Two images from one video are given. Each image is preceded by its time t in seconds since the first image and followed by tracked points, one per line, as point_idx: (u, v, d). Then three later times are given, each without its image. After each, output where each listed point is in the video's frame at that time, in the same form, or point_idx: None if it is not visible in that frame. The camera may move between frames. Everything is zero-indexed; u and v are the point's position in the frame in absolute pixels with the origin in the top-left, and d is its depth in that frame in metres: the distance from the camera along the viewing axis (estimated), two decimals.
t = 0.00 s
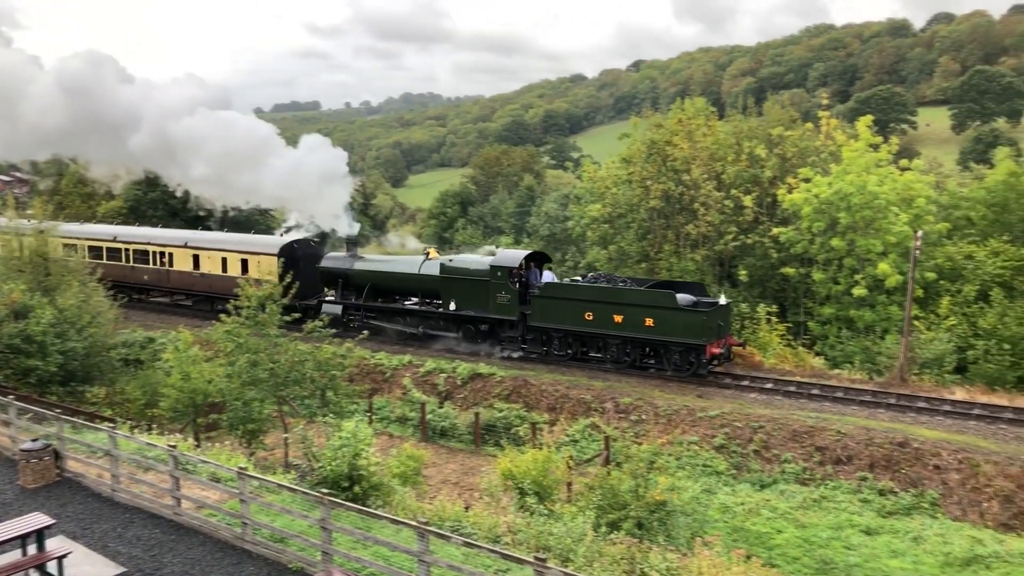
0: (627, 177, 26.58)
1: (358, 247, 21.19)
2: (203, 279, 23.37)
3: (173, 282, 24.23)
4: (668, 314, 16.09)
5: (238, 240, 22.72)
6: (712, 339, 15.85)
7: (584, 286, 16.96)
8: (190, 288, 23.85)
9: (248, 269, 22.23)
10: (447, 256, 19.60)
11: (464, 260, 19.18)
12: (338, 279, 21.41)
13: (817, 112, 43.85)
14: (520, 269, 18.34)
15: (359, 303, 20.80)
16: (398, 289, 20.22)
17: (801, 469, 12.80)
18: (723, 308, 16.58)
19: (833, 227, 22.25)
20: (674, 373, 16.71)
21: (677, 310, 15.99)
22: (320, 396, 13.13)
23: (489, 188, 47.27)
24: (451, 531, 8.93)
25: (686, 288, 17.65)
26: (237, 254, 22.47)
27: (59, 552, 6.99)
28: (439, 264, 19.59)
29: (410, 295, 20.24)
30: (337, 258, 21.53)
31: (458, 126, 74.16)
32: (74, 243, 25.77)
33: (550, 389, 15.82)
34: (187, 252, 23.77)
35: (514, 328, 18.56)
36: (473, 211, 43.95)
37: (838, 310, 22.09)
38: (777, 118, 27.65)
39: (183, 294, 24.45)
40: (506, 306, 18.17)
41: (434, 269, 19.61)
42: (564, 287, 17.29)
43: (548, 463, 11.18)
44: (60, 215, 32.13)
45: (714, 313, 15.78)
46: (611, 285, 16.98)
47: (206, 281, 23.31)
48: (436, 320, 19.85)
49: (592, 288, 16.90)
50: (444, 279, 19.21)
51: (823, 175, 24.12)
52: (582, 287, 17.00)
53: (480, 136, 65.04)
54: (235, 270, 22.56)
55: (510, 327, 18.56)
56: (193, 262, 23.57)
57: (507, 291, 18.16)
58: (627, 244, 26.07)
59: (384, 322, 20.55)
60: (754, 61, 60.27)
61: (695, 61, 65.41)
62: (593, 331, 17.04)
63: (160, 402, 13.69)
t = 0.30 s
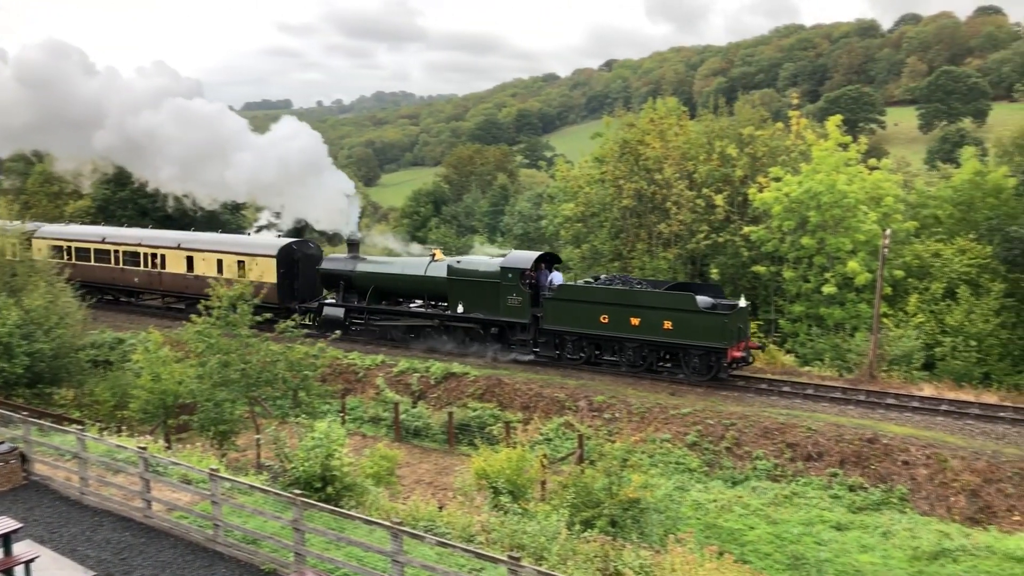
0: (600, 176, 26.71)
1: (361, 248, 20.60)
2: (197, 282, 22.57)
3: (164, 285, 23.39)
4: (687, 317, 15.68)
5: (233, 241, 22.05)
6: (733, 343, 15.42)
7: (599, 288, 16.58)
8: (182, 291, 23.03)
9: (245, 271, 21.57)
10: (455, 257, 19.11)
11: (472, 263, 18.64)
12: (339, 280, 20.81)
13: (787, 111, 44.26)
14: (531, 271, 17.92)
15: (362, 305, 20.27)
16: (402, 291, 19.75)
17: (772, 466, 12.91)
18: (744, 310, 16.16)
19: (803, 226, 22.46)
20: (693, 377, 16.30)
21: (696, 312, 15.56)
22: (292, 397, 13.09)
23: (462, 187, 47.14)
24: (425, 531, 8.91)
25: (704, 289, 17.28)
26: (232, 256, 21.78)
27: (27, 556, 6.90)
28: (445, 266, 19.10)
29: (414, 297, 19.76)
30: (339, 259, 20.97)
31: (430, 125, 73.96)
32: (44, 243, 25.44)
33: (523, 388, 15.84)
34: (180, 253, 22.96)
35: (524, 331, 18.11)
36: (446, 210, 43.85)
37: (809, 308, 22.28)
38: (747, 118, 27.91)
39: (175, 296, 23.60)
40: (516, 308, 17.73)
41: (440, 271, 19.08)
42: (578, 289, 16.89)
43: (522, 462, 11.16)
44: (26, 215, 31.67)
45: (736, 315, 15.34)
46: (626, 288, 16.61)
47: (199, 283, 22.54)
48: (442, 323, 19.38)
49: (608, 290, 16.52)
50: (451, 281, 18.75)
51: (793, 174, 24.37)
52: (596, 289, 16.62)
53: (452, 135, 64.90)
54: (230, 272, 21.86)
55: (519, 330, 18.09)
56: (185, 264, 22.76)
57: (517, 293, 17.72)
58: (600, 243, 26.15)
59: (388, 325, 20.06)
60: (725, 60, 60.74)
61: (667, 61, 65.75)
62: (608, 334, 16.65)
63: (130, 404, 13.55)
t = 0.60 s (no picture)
0: (569, 175, 26.88)
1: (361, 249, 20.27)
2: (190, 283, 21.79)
3: (155, 287, 22.57)
4: (706, 317, 15.54)
5: (228, 241, 21.35)
6: (753, 343, 15.29)
7: (614, 289, 16.37)
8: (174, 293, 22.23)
9: (241, 272, 20.89)
10: (462, 257, 18.72)
11: (479, 262, 18.24)
12: (341, 282, 20.32)
13: (755, 110, 44.66)
14: (541, 272, 17.56)
15: (365, 308, 19.84)
16: (407, 293, 19.37)
17: (741, 461, 13.02)
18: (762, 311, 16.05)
19: (771, 224, 22.66)
20: (710, 378, 16.13)
21: (715, 313, 15.43)
22: (262, 397, 13.06)
23: (433, 185, 46.90)
24: (397, 530, 8.88)
25: (717, 289, 17.11)
26: (227, 257, 21.08)
27: None
28: (453, 266, 18.71)
29: (417, 299, 19.37)
30: (340, 260, 20.55)
31: (400, 123, 73.63)
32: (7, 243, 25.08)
33: (495, 387, 15.86)
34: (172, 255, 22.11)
35: (535, 333, 17.76)
36: (416, 208, 43.70)
37: (778, 305, 22.47)
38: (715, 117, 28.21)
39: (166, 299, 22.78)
40: (527, 310, 17.39)
41: (446, 272, 18.65)
42: (593, 290, 16.64)
43: (494, 460, 11.13)
44: None
45: (756, 316, 15.22)
46: (642, 288, 16.41)
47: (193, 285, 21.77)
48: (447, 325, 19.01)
49: (624, 290, 16.32)
50: (458, 282, 18.38)
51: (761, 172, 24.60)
52: (611, 290, 16.42)
53: (422, 133, 64.67)
54: (225, 273, 21.15)
55: (529, 332, 17.77)
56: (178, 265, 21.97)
57: (528, 294, 17.37)
58: (571, 241, 26.23)
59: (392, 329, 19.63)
60: (694, 59, 61.21)
61: (636, 60, 66.05)
62: (624, 336, 16.43)
63: (96, 405, 13.38)
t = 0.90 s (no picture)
0: (534, 172, 27.38)
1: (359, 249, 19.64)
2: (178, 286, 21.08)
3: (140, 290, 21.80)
4: (722, 317, 15.43)
5: (218, 242, 20.80)
6: (770, 343, 15.22)
7: (627, 289, 16.22)
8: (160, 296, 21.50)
9: (232, 274, 20.33)
10: (466, 257, 18.33)
11: (484, 262, 17.92)
12: (339, 283, 19.66)
13: (718, 107, 45.06)
14: (549, 272, 17.34)
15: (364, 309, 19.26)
16: (408, 294, 18.87)
17: (706, 455, 13.13)
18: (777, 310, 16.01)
19: (733, 221, 22.94)
20: (725, 378, 16.02)
21: (732, 313, 15.33)
22: (226, 397, 13.06)
23: (397, 182, 46.59)
24: (362, 529, 8.86)
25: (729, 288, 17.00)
26: (218, 258, 20.51)
27: None
28: (455, 266, 18.33)
29: (419, 300, 18.90)
30: (336, 261, 19.87)
31: (364, 119, 73.13)
32: None
33: (461, 384, 15.87)
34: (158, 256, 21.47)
35: (543, 334, 17.47)
36: (380, 205, 43.47)
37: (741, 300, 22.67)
38: (678, 115, 28.49)
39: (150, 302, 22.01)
40: (535, 310, 17.11)
41: (449, 272, 18.30)
42: (603, 291, 16.45)
43: (460, 457, 11.10)
44: None
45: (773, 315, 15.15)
46: (655, 288, 16.26)
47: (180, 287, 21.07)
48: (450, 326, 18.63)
49: (637, 290, 16.17)
50: (461, 282, 18.02)
51: (723, 169, 24.82)
52: (622, 290, 16.25)
53: (386, 130, 64.30)
54: (216, 275, 20.55)
55: (536, 333, 17.49)
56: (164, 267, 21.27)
57: (536, 295, 17.12)
58: (537, 238, 26.27)
59: (393, 330, 19.16)
60: (657, 56, 61.69)
61: (600, 57, 66.31)
62: (636, 336, 16.26)
63: (55, 407, 13.15)
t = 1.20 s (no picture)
0: (494, 169, 27.33)
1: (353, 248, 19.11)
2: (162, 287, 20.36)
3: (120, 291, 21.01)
4: (734, 316, 15.41)
5: (204, 242, 20.14)
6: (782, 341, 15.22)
7: (636, 288, 16.12)
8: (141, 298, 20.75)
9: (220, 275, 19.69)
10: (466, 256, 17.95)
11: (485, 263, 17.56)
12: (332, 284, 19.12)
13: (676, 104, 45.41)
14: (553, 271, 17.09)
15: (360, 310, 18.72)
16: (406, 294, 18.42)
17: (666, 450, 13.24)
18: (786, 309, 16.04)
19: (691, 218, 23.08)
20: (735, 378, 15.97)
21: (744, 312, 15.32)
22: (182, 397, 12.81)
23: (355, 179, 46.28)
24: (323, 529, 8.80)
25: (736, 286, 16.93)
26: (205, 259, 19.86)
27: None
28: (455, 266, 17.93)
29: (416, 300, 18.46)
30: (329, 260, 19.29)
31: (321, 115, 72.46)
32: None
33: (421, 382, 15.83)
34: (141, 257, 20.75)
35: (547, 334, 17.25)
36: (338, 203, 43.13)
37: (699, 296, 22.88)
38: (637, 111, 28.68)
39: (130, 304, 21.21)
40: (540, 311, 16.87)
41: (448, 272, 17.93)
42: (611, 290, 16.31)
43: (422, 455, 11.06)
44: None
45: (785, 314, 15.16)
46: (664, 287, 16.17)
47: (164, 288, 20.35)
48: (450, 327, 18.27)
49: (646, 289, 16.07)
50: (461, 282, 17.65)
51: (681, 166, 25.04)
52: (630, 290, 16.13)
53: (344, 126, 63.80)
54: (202, 276, 19.89)
55: (540, 334, 17.27)
56: (147, 267, 20.52)
57: (541, 295, 16.87)
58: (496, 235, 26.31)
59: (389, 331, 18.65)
60: (615, 54, 62.05)
61: (559, 54, 66.44)
62: (645, 336, 16.15)
63: (5, 410, 12.85)
